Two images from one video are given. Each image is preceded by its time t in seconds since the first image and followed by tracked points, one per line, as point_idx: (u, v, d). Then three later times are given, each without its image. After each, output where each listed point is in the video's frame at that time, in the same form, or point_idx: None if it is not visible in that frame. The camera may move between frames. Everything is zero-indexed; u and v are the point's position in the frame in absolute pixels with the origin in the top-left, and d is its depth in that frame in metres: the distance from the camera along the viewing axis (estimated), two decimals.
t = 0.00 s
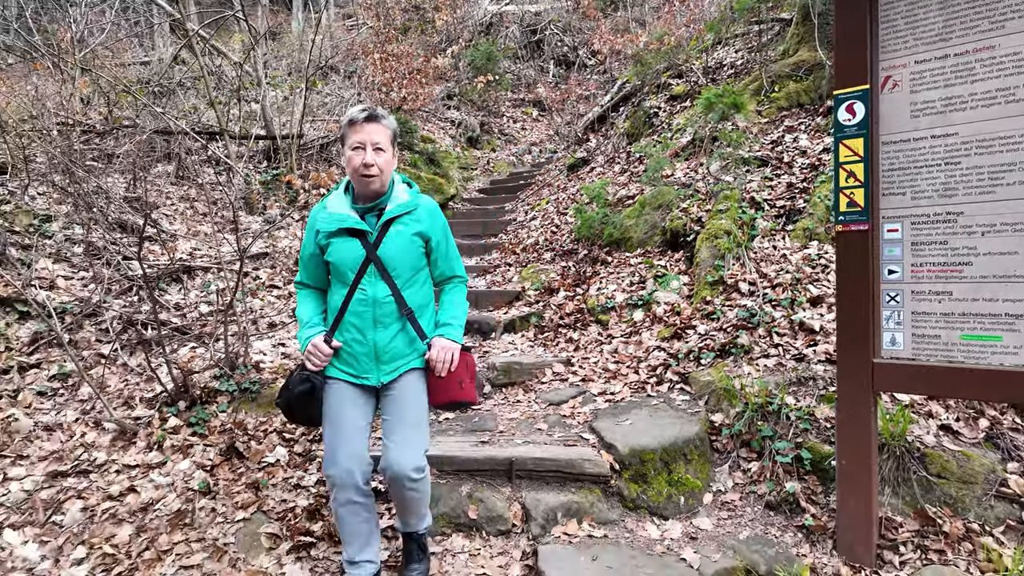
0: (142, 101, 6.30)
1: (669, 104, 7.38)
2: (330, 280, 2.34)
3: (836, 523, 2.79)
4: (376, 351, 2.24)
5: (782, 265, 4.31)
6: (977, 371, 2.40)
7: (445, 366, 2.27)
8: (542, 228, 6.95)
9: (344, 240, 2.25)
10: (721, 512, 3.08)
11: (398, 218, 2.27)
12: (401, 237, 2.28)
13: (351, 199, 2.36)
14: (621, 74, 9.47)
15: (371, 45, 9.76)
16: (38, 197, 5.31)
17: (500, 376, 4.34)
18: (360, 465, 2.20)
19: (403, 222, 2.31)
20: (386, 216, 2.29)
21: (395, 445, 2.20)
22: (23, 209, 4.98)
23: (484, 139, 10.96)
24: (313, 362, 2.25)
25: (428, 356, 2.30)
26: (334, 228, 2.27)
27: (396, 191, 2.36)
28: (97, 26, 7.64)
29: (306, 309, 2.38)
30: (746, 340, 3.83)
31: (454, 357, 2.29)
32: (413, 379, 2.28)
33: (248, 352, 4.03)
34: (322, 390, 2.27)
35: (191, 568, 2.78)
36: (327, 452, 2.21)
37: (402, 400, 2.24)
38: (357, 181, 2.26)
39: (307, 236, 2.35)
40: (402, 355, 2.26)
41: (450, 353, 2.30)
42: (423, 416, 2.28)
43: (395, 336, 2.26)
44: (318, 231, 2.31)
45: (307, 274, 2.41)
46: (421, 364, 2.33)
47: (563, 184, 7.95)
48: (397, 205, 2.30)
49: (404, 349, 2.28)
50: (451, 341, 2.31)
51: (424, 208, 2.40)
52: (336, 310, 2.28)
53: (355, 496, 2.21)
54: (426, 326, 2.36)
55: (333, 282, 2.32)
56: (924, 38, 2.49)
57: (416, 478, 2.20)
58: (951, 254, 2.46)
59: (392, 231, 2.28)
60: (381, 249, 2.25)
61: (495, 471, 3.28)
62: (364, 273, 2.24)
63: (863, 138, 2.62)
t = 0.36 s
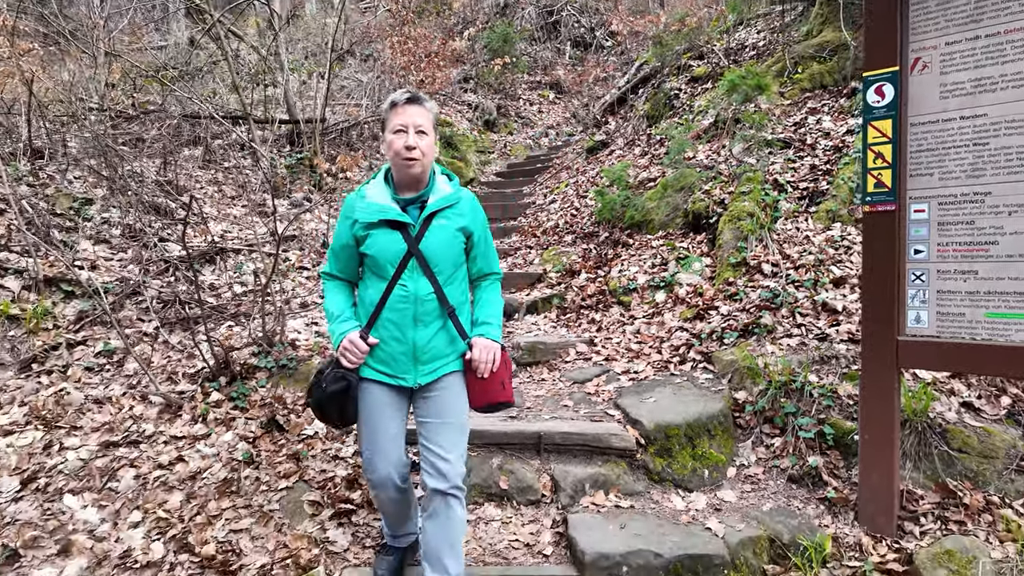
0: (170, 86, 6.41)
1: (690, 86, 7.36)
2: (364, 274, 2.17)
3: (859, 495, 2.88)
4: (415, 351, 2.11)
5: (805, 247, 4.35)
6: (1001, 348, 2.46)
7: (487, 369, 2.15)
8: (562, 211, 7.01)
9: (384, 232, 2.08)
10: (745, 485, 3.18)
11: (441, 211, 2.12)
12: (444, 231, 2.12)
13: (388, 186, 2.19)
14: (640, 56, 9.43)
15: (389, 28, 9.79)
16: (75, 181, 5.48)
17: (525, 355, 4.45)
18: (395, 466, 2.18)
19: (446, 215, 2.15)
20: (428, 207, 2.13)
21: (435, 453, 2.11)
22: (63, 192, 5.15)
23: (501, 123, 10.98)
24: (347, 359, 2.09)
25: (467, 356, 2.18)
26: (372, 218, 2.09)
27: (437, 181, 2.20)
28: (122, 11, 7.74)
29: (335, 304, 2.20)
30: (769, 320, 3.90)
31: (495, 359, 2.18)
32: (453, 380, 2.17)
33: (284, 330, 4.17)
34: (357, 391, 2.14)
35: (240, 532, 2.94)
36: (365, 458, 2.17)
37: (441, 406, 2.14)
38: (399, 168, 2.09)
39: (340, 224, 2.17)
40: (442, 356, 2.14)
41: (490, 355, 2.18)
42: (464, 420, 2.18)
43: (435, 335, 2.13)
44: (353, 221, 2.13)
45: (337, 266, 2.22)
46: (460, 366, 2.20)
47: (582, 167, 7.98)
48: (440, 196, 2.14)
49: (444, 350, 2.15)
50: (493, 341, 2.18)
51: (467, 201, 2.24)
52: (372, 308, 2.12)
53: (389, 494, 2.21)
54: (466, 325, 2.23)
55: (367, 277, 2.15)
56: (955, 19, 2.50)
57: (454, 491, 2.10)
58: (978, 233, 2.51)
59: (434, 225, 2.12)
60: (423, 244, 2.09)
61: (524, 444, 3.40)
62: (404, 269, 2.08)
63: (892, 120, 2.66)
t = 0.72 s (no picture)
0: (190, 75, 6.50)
1: (698, 72, 7.42)
2: (422, 292, 2.02)
3: (861, 464, 3.04)
4: (479, 374, 1.99)
5: (812, 230, 4.47)
6: (998, 324, 2.59)
7: (550, 393, 2.07)
8: (571, 196, 7.14)
9: (450, 249, 1.95)
10: (752, 456, 3.34)
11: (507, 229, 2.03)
12: (509, 250, 2.04)
13: (447, 201, 2.06)
14: (648, 41, 9.47)
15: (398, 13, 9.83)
16: (99, 167, 5.62)
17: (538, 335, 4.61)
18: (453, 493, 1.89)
19: (509, 233, 2.06)
20: (492, 225, 2.03)
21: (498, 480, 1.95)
22: (88, 178, 5.30)
23: (508, 108, 11.04)
24: (409, 384, 1.90)
25: (528, 380, 2.09)
26: (437, 235, 1.95)
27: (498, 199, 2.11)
28: None
29: (389, 324, 2.01)
30: (777, 301, 4.04)
31: (557, 382, 2.10)
32: (514, 405, 2.06)
33: (309, 310, 4.34)
34: (414, 415, 1.94)
35: (276, 498, 3.12)
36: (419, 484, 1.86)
37: (502, 431, 2.01)
38: (465, 184, 1.99)
39: (397, 239, 2.00)
40: (504, 380, 2.04)
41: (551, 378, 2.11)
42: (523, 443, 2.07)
43: (500, 357, 2.03)
44: (415, 236, 1.97)
45: (390, 284, 2.04)
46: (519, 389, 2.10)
47: (590, 153, 8.07)
48: (505, 213, 2.05)
49: (507, 372, 2.05)
50: (555, 364, 2.11)
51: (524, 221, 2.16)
52: (434, 328, 1.97)
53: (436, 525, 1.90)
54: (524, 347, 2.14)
55: (428, 296, 2.00)
56: (961, 9, 2.61)
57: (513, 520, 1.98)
58: (978, 215, 2.64)
59: (500, 243, 2.03)
60: (491, 263, 1.99)
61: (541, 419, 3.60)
62: (471, 289, 1.96)
63: (898, 107, 2.77)
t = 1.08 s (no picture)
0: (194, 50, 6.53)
1: (700, 50, 7.46)
2: (459, 291, 1.92)
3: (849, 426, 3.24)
4: (524, 370, 1.99)
5: (809, 206, 4.61)
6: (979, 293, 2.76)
7: (587, 383, 2.17)
8: (573, 174, 7.25)
9: (492, 245, 1.88)
10: (747, 420, 3.54)
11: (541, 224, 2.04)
12: (542, 245, 2.04)
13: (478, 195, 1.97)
14: (649, 18, 9.46)
15: None
16: (112, 145, 5.73)
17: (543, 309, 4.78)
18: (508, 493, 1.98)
19: (540, 228, 2.07)
20: (526, 221, 2.02)
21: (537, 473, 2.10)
22: (102, 156, 5.41)
23: (510, 86, 11.04)
24: (460, 388, 1.80)
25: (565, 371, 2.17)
26: (478, 230, 1.86)
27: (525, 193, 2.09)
28: None
29: (426, 327, 1.86)
30: (773, 275, 4.20)
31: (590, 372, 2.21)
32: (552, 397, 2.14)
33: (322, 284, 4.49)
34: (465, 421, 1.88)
35: (299, 459, 3.31)
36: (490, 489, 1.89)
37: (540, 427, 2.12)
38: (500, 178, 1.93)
39: (430, 234, 1.86)
40: (544, 374, 2.08)
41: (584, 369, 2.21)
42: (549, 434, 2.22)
43: (540, 352, 2.05)
44: (454, 232, 1.86)
45: (423, 283, 1.89)
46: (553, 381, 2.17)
47: (592, 131, 8.14)
48: (538, 208, 2.05)
49: (545, 366, 2.09)
50: (588, 354, 2.20)
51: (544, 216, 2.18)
52: (478, 328, 1.90)
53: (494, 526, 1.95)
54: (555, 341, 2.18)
55: (466, 295, 1.91)
56: None
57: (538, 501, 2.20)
58: (964, 190, 2.78)
59: (533, 239, 2.02)
60: (529, 259, 1.97)
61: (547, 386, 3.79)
62: (514, 286, 1.93)
63: (890, 87, 2.90)
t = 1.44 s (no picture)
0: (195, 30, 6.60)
1: (693, 31, 7.57)
2: (470, 331, 1.92)
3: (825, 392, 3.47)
4: (537, 416, 1.96)
5: (794, 185, 4.80)
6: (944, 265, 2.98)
7: (609, 429, 2.07)
8: (569, 155, 7.40)
9: (502, 284, 1.87)
10: (731, 386, 3.77)
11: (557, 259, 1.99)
12: (559, 281, 1.99)
13: (491, 229, 1.97)
14: None
15: None
16: (117, 125, 5.84)
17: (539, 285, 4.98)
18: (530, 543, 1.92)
19: (557, 263, 2.02)
20: (541, 256, 1.97)
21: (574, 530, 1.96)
22: (108, 136, 5.52)
23: (505, 66, 11.10)
24: (469, 439, 1.79)
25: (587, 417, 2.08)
26: (489, 270, 1.86)
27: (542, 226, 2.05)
28: None
29: (436, 369, 1.88)
30: (759, 251, 4.40)
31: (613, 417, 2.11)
32: (573, 444, 2.06)
33: (327, 261, 4.67)
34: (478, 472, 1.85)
35: (311, 423, 3.52)
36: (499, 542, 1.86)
37: (566, 473, 2.02)
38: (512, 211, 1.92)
39: (439, 272, 1.88)
40: (561, 420, 2.02)
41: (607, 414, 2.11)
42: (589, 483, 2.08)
43: (556, 396, 2.00)
44: (462, 272, 1.87)
45: (434, 323, 1.91)
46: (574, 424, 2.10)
47: (587, 112, 8.27)
48: (553, 242, 2.01)
49: (562, 410, 2.03)
50: (613, 397, 2.10)
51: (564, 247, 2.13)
52: (490, 372, 1.89)
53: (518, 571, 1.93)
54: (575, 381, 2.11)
55: (477, 336, 1.90)
56: None
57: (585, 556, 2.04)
58: (933, 168, 2.97)
59: (550, 274, 1.98)
60: (543, 296, 1.93)
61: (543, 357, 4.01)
62: (527, 327, 1.90)
63: (867, 71, 3.08)
